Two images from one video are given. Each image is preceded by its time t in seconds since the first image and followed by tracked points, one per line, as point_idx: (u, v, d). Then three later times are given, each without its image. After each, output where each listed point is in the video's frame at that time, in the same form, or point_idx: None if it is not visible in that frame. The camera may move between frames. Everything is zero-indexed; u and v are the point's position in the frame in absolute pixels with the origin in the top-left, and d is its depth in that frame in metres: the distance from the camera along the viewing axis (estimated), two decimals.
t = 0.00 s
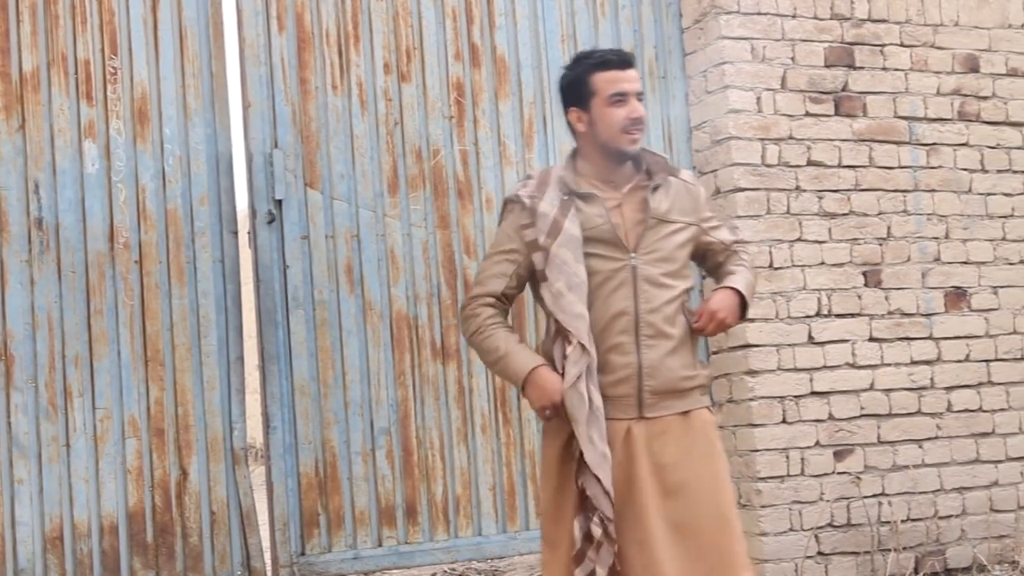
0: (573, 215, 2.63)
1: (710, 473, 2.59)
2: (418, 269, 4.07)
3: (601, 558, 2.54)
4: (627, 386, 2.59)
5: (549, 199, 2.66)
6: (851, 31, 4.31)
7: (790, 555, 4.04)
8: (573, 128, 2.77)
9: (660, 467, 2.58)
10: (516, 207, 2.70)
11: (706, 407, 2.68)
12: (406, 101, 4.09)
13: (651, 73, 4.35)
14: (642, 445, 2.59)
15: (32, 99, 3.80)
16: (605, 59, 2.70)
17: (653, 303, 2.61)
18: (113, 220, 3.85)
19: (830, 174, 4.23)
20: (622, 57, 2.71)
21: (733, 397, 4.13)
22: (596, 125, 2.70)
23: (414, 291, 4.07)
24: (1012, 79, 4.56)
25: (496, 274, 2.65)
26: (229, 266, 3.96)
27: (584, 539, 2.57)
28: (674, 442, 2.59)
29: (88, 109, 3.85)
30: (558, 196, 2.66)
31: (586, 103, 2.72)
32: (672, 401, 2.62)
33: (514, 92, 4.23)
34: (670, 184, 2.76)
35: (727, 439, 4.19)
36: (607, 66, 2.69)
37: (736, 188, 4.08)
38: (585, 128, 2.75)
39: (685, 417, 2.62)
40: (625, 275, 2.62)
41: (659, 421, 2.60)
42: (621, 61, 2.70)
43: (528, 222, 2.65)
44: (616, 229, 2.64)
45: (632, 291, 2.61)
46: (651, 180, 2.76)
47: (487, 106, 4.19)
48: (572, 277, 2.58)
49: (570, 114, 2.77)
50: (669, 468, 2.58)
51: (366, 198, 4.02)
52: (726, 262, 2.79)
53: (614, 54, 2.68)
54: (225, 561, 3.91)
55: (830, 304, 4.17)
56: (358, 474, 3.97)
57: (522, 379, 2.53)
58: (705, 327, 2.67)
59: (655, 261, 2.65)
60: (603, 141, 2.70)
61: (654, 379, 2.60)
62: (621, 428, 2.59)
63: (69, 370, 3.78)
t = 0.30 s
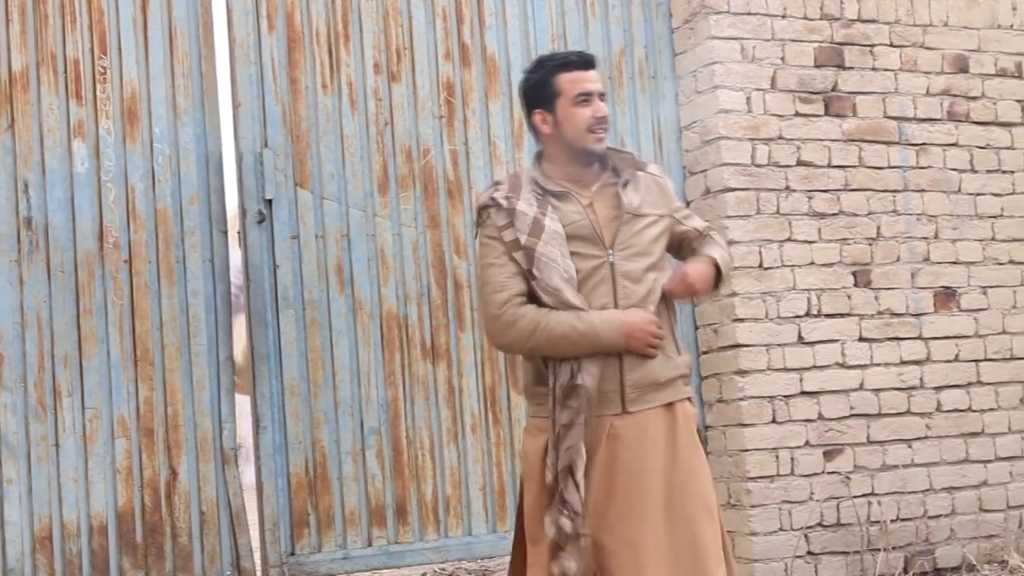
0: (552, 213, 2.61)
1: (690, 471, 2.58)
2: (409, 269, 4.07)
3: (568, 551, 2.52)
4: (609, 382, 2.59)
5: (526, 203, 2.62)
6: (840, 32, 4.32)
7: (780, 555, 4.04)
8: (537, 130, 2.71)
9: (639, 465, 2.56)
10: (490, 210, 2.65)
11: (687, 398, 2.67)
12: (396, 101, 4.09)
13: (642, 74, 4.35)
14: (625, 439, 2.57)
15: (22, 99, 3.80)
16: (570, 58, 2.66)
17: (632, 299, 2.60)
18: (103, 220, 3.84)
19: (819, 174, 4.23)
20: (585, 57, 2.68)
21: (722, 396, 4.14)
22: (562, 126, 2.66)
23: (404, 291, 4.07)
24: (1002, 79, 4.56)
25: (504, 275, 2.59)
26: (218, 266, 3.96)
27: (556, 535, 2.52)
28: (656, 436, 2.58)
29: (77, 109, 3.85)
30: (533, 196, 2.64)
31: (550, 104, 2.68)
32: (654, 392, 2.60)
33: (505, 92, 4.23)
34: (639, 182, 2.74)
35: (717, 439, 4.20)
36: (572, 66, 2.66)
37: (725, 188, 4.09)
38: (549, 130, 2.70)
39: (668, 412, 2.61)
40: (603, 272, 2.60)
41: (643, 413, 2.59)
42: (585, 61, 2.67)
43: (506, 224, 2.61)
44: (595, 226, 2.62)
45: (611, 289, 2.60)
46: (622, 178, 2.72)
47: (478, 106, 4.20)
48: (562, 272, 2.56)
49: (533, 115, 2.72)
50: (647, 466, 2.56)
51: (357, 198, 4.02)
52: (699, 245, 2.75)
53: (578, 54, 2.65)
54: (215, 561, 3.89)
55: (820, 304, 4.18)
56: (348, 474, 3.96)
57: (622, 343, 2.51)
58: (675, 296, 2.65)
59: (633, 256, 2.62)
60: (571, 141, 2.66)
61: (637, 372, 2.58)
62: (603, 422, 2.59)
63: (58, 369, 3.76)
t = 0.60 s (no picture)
0: (539, 215, 2.65)
1: (680, 472, 2.62)
2: (399, 270, 4.07)
3: (568, 555, 2.54)
4: (603, 382, 2.60)
5: (512, 204, 2.65)
6: (830, 32, 4.33)
7: (770, 555, 4.04)
8: (518, 133, 2.77)
9: (632, 464, 2.58)
10: (473, 215, 2.67)
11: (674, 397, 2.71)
12: (386, 101, 4.09)
13: (632, 74, 4.35)
14: (619, 440, 2.60)
15: (12, 99, 3.79)
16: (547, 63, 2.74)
17: (621, 298, 2.64)
18: (93, 220, 3.83)
19: (810, 174, 4.24)
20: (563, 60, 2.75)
21: (713, 396, 4.14)
22: (541, 128, 2.71)
23: (395, 291, 4.07)
24: (992, 79, 4.57)
25: (490, 282, 2.62)
26: (208, 266, 3.95)
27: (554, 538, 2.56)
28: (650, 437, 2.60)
29: (67, 109, 3.84)
30: (518, 197, 2.67)
31: (529, 107, 2.74)
32: (647, 393, 2.64)
33: (495, 92, 4.24)
34: (620, 183, 2.79)
35: (707, 439, 4.20)
36: (549, 69, 2.73)
37: (716, 188, 4.09)
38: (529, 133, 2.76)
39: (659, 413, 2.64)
40: (593, 272, 2.63)
41: (637, 414, 2.62)
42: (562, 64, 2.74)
43: (492, 229, 2.64)
44: (583, 227, 2.66)
45: (601, 288, 2.63)
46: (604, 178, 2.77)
47: (468, 106, 4.20)
48: (550, 274, 2.58)
49: (514, 119, 2.78)
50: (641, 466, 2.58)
51: (347, 198, 4.03)
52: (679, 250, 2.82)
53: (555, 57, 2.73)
54: (206, 561, 3.89)
55: (810, 304, 4.18)
56: (338, 474, 3.96)
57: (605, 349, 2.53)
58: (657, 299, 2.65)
59: (620, 255, 2.66)
60: (551, 142, 2.71)
61: (630, 373, 2.62)
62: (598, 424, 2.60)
63: (48, 369, 3.75)
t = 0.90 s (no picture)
0: (525, 218, 2.68)
1: (676, 473, 2.63)
2: (392, 269, 4.08)
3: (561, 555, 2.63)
4: (592, 391, 2.61)
5: (499, 204, 2.69)
6: (823, 32, 4.33)
7: (763, 555, 4.04)
8: (514, 133, 2.80)
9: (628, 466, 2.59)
10: (463, 208, 2.71)
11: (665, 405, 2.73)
12: (379, 101, 4.10)
13: (624, 74, 4.36)
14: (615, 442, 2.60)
15: (4, 98, 3.79)
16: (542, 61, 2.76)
17: (610, 305, 2.64)
18: (86, 220, 3.83)
19: (802, 174, 4.24)
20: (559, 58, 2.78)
21: (706, 397, 4.14)
22: (538, 127, 2.73)
23: (387, 290, 4.07)
24: (984, 80, 4.57)
25: (444, 268, 2.64)
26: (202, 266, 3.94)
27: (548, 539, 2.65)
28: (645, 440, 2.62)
29: (60, 108, 3.84)
30: (508, 197, 2.71)
31: (525, 106, 2.77)
32: (638, 402, 2.65)
33: (488, 92, 4.24)
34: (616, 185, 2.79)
35: (700, 439, 4.20)
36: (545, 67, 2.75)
37: (708, 189, 4.10)
38: (525, 131, 2.78)
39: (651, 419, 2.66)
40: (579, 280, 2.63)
41: (628, 421, 2.63)
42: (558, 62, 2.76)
43: (477, 225, 2.67)
44: (569, 233, 2.66)
45: (588, 295, 2.63)
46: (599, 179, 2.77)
47: (461, 106, 4.20)
48: (523, 282, 2.64)
49: (512, 118, 2.81)
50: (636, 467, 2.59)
51: (339, 198, 4.02)
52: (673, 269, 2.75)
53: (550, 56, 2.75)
54: (198, 561, 3.88)
55: (803, 304, 4.18)
56: (331, 474, 3.96)
57: (502, 355, 2.51)
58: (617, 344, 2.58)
59: (608, 261, 2.67)
60: (547, 141, 2.73)
61: (620, 382, 2.62)
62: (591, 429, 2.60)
63: (41, 369, 3.75)
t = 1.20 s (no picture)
0: (521, 218, 2.70)
1: (677, 474, 2.65)
2: (396, 269, 4.08)
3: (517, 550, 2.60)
4: (587, 393, 2.63)
5: (496, 203, 2.72)
6: (827, 32, 4.33)
7: (768, 554, 4.04)
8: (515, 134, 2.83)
9: (625, 468, 2.61)
10: (466, 203, 2.80)
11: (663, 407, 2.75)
12: (383, 101, 4.09)
13: (628, 74, 4.36)
14: (610, 447, 2.62)
15: (9, 99, 3.79)
16: (527, 64, 2.72)
17: (602, 308, 2.66)
18: (90, 220, 3.83)
19: (807, 174, 4.24)
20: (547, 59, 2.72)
21: (710, 396, 4.14)
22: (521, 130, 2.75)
23: (392, 290, 4.07)
24: (988, 79, 4.57)
25: (438, 261, 2.77)
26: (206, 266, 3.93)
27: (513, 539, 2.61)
28: (641, 443, 2.64)
29: (64, 109, 3.84)
30: (507, 196, 2.73)
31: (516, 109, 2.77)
32: (633, 404, 2.67)
33: (492, 91, 4.24)
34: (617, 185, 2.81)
35: (704, 438, 4.20)
36: (527, 72, 2.71)
37: (713, 188, 4.09)
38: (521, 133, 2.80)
39: (649, 421, 2.68)
40: (571, 283, 2.66)
41: (624, 423, 2.65)
42: (541, 65, 2.70)
43: (474, 220, 2.75)
44: (563, 234, 2.70)
45: (579, 299, 2.66)
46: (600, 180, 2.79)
47: (464, 106, 4.20)
48: (509, 282, 2.65)
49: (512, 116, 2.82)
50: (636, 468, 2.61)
51: (344, 198, 4.03)
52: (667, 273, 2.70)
53: (533, 60, 2.70)
54: (203, 562, 3.86)
55: (807, 304, 4.18)
56: (335, 474, 3.96)
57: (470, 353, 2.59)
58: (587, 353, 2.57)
59: (602, 265, 2.69)
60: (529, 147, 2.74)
61: (613, 384, 2.64)
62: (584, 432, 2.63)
63: (45, 369, 3.74)
